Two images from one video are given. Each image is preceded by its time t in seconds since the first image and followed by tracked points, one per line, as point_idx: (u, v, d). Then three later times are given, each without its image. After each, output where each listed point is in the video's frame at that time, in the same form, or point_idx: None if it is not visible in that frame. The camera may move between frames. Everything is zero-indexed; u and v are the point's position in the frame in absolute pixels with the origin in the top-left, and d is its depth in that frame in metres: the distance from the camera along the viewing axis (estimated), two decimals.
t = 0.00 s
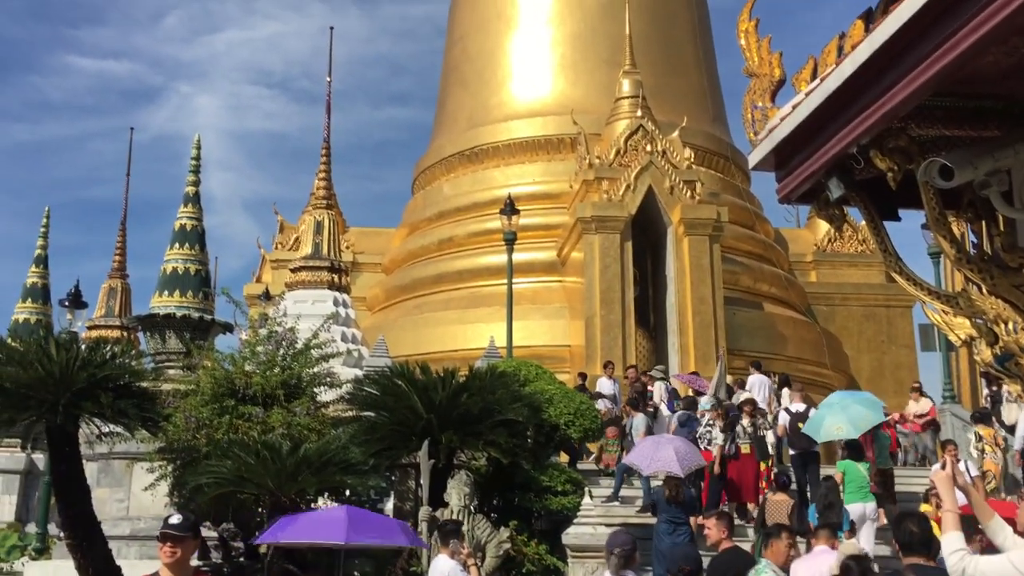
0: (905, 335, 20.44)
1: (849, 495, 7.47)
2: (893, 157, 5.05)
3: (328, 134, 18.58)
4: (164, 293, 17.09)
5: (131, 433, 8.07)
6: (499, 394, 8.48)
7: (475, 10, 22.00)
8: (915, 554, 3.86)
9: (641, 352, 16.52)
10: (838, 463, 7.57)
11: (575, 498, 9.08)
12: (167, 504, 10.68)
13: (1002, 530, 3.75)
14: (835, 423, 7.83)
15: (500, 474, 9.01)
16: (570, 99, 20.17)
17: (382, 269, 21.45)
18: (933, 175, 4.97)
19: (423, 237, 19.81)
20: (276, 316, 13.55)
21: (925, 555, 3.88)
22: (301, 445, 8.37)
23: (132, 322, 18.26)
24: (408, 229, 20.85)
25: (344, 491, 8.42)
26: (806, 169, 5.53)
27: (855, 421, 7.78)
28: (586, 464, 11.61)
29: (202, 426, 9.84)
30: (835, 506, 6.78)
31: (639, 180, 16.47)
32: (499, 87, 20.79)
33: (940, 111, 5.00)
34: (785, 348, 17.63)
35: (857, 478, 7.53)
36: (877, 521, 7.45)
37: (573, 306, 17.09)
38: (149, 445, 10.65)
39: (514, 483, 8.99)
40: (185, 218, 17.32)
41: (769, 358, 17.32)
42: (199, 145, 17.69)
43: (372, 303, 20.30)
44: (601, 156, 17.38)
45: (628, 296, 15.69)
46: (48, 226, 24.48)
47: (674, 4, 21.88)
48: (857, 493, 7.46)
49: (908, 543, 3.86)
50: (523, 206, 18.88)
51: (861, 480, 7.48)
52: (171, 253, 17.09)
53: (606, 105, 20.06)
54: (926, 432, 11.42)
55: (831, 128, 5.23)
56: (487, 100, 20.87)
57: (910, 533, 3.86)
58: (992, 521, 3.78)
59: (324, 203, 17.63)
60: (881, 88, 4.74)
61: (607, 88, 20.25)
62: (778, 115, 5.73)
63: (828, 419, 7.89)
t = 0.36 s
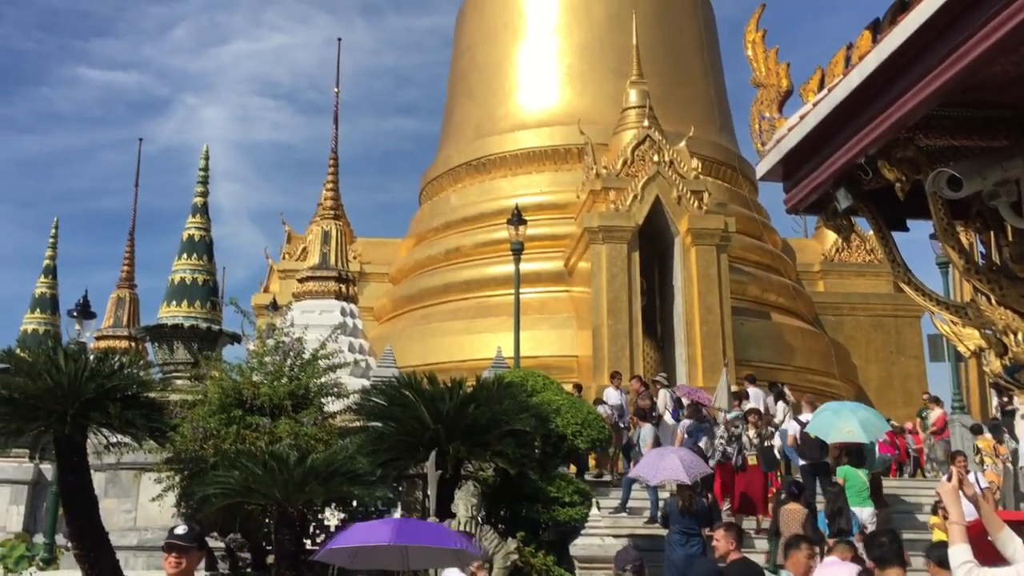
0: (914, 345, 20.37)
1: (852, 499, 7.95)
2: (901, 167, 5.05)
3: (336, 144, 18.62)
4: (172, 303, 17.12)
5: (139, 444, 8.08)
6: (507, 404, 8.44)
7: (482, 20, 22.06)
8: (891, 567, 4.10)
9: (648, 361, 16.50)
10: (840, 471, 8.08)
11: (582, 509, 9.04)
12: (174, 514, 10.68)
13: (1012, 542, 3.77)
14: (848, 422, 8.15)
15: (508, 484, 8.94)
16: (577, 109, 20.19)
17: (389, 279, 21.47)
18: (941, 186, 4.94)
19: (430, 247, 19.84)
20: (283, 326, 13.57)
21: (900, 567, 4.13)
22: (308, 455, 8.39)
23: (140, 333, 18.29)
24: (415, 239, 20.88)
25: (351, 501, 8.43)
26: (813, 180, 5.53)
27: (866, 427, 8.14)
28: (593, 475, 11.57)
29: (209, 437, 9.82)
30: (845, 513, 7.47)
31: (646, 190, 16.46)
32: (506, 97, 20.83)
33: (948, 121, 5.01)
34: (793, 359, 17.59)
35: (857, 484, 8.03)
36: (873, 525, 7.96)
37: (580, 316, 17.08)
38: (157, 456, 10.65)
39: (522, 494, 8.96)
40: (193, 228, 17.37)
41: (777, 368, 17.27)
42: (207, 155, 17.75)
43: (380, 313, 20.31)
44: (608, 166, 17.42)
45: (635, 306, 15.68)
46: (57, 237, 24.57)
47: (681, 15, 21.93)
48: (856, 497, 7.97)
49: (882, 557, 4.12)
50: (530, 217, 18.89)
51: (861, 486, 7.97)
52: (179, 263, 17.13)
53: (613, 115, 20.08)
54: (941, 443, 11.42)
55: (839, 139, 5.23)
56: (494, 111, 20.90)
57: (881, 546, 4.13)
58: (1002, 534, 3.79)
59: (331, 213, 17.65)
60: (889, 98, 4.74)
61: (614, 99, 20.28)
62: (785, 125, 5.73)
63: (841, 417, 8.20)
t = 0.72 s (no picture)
0: (926, 357, 20.27)
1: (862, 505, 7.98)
2: (913, 178, 5.10)
3: (347, 155, 18.68)
4: (183, 314, 17.17)
5: (150, 454, 8.10)
6: (517, 415, 8.42)
7: (493, 32, 22.13)
8: None
9: (659, 373, 16.47)
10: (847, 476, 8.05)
11: (594, 521, 9.01)
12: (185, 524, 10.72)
13: None
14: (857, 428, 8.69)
15: (519, 495, 8.81)
16: (588, 120, 20.21)
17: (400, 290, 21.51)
18: (953, 197, 4.99)
19: (440, 258, 19.87)
20: (294, 337, 13.60)
21: None
22: (319, 466, 8.41)
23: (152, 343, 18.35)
24: (426, 249, 20.92)
25: (362, 512, 8.43)
26: (825, 191, 5.52)
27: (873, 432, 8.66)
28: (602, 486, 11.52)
29: (221, 447, 9.86)
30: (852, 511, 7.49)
31: (656, 201, 16.45)
32: (516, 108, 20.87)
33: (960, 132, 4.99)
34: (804, 370, 17.53)
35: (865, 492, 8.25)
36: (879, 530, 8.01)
37: (591, 326, 17.06)
38: (168, 466, 10.67)
39: (534, 505, 8.83)
40: (205, 239, 17.44)
41: (789, 379, 17.21)
42: (219, 166, 17.83)
43: (390, 323, 20.34)
44: (618, 176, 17.44)
45: (646, 317, 15.65)
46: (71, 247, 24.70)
47: (691, 25, 21.95)
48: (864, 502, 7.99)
49: (869, 570, 4.00)
50: (540, 227, 18.90)
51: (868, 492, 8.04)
52: (191, 274, 17.18)
53: (624, 126, 20.09)
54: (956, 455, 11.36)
55: (850, 150, 5.22)
56: (505, 122, 20.93)
57: (870, 559, 4.00)
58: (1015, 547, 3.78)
59: (342, 223, 17.69)
60: (900, 110, 4.74)
61: (625, 110, 20.29)
62: (797, 136, 5.71)
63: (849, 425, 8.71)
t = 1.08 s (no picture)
0: (940, 368, 20.16)
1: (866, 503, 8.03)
2: (927, 189, 5.08)
3: (359, 165, 18.72)
4: (196, 323, 17.22)
5: (163, 463, 8.12)
6: (529, 425, 8.39)
7: (504, 42, 22.19)
8: None
9: (671, 383, 16.42)
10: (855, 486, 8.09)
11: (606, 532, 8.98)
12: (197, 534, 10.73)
13: None
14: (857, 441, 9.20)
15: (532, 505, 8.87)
16: (599, 129, 20.21)
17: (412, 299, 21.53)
18: (967, 209, 5.03)
19: (452, 267, 19.89)
20: (306, 346, 13.63)
21: None
22: (330, 476, 8.42)
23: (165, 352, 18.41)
24: (438, 259, 20.95)
25: (373, 522, 8.43)
26: (839, 201, 5.50)
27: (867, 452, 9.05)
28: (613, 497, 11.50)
29: (233, 456, 9.91)
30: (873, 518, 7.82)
31: (668, 211, 16.44)
32: (528, 118, 20.90)
33: (974, 142, 4.97)
34: (817, 381, 17.45)
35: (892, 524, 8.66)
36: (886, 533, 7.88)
37: (603, 336, 17.04)
38: (180, 475, 10.70)
39: (544, 515, 8.80)
40: (218, 249, 17.50)
41: (802, 390, 17.14)
42: (232, 176, 17.91)
43: (402, 333, 20.36)
44: (630, 186, 17.43)
45: (657, 327, 15.62)
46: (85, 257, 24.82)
47: (702, 35, 21.95)
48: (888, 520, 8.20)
49: None
50: (552, 237, 18.90)
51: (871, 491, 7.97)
52: (204, 283, 17.24)
53: (635, 136, 20.09)
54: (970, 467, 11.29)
55: (864, 160, 5.21)
56: (516, 131, 20.96)
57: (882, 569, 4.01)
58: None
59: (354, 233, 17.72)
60: (914, 121, 4.73)
61: (636, 119, 20.30)
62: (810, 146, 5.70)
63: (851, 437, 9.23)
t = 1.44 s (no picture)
0: (950, 380, 20.07)
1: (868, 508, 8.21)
2: (937, 201, 5.08)
3: (368, 176, 18.76)
4: (205, 333, 17.25)
5: (171, 473, 8.13)
6: (538, 436, 8.39)
7: (513, 53, 22.25)
8: None
9: (679, 394, 16.39)
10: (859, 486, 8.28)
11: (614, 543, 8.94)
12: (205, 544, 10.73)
13: None
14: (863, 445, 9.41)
15: (540, 515, 8.87)
16: (608, 140, 20.22)
17: (420, 310, 21.54)
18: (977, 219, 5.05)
19: (460, 277, 19.91)
20: (315, 357, 13.64)
21: None
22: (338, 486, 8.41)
23: (175, 362, 18.46)
24: (446, 270, 20.97)
25: (382, 533, 8.39)
26: (848, 212, 5.50)
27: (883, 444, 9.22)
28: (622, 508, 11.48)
29: (241, 467, 9.90)
30: (892, 519, 7.91)
31: (676, 222, 16.44)
32: (536, 129, 20.93)
33: (984, 154, 4.96)
34: (826, 392, 17.40)
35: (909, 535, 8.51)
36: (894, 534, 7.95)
37: (611, 347, 17.01)
38: (189, 485, 10.70)
39: (552, 527, 8.84)
40: (227, 259, 17.55)
41: (811, 401, 17.07)
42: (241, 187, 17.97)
43: (410, 343, 20.36)
44: (638, 197, 17.44)
45: (666, 338, 15.59)
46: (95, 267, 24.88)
47: (710, 46, 21.98)
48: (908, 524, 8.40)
49: None
50: (560, 248, 18.90)
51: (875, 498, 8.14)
52: (213, 293, 17.28)
53: (644, 147, 20.09)
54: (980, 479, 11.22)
55: (873, 171, 5.21)
56: (525, 142, 20.99)
57: None
58: None
59: (363, 243, 17.74)
60: (922, 133, 4.73)
61: (644, 130, 20.30)
62: (818, 158, 5.69)
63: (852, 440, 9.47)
